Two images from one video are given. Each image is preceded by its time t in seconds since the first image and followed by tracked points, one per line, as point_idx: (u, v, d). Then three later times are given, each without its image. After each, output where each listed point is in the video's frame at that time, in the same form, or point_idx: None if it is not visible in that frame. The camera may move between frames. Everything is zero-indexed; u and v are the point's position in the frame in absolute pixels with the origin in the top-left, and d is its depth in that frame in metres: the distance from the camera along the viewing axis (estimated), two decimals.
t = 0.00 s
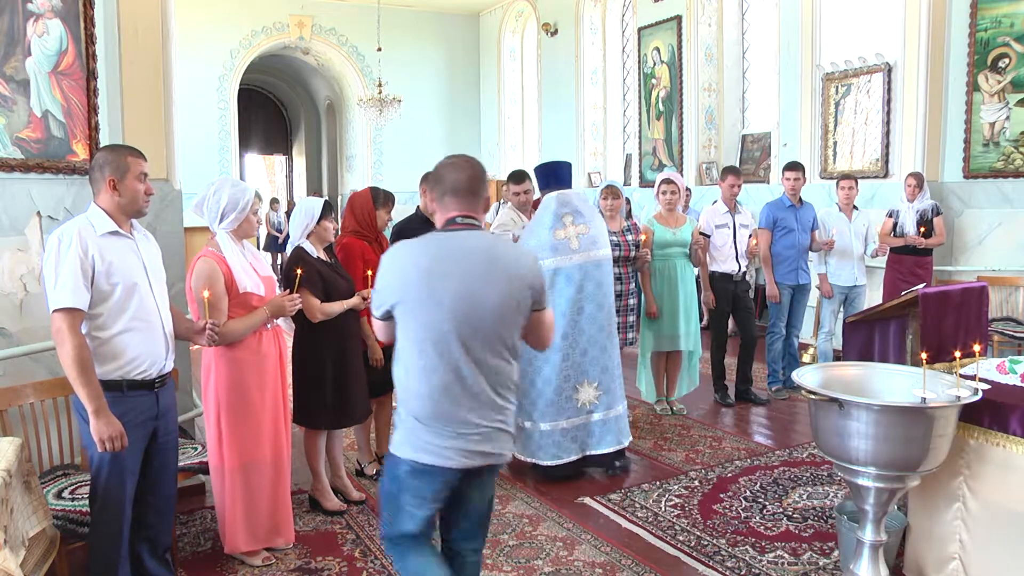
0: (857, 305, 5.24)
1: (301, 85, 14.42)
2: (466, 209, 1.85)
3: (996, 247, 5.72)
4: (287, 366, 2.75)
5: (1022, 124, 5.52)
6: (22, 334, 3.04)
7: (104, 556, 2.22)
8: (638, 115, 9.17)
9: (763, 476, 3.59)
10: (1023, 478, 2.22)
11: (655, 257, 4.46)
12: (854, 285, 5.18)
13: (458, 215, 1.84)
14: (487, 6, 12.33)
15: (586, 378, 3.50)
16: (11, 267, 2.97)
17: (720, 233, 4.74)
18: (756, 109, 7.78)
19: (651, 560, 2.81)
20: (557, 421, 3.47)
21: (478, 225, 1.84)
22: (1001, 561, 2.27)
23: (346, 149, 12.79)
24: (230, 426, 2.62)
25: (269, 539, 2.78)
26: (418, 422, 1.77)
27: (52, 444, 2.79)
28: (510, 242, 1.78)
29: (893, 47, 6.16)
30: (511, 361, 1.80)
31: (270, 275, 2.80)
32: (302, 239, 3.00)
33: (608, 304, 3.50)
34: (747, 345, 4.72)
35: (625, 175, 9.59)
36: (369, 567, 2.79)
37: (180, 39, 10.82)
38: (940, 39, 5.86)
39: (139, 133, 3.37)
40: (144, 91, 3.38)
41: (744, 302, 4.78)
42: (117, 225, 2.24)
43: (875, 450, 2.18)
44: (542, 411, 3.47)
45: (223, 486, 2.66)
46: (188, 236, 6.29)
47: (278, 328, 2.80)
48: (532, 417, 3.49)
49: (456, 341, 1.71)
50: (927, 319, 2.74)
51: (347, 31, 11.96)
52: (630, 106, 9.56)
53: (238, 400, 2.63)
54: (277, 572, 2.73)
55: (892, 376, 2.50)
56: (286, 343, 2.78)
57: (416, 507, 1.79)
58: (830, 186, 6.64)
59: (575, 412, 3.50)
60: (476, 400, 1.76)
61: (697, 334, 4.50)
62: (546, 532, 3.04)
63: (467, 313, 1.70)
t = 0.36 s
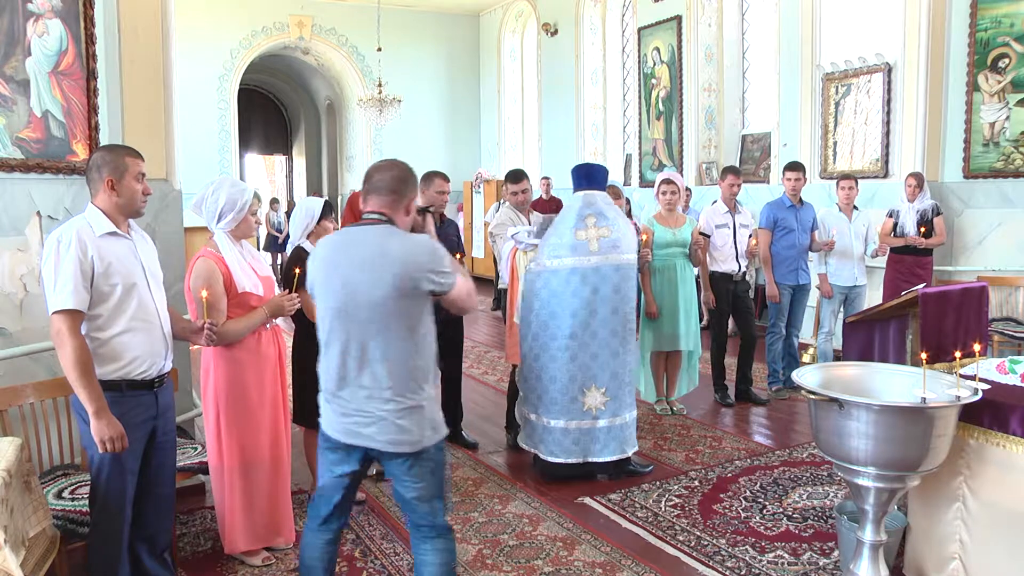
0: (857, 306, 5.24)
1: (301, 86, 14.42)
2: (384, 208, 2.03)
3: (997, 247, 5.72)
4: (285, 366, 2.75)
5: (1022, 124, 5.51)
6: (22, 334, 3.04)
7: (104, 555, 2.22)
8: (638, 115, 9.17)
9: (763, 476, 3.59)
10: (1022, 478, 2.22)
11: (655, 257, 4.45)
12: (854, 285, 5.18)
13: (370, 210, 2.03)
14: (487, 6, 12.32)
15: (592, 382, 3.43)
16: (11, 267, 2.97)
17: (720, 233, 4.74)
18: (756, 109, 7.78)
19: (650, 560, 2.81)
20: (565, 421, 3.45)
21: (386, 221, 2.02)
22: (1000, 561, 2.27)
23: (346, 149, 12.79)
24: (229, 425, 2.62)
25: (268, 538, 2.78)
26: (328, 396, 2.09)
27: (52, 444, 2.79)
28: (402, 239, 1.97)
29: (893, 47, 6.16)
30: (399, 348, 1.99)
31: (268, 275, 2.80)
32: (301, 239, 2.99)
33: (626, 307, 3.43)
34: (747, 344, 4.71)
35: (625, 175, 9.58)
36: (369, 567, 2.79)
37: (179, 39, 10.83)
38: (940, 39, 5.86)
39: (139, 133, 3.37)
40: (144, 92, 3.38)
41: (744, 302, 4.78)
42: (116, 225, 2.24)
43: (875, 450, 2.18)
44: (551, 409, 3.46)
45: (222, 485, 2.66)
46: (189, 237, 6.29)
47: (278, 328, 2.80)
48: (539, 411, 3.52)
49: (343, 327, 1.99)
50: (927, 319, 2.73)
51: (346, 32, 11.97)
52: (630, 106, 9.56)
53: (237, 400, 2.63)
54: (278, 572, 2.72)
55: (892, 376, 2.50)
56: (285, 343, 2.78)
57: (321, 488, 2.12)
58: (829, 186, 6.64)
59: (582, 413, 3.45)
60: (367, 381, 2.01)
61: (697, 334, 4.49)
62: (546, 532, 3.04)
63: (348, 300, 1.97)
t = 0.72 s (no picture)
0: (857, 306, 5.24)
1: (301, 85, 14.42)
2: (337, 206, 2.11)
3: (997, 247, 5.71)
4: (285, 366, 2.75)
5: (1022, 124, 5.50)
6: (22, 334, 3.04)
7: (103, 555, 2.22)
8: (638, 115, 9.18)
9: (763, 476, 3.59)
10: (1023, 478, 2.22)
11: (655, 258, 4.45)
12: (855, 285, 5.18)
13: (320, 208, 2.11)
14: (487, 6, 12.32)
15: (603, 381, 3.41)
16: (11, 267, 2.97)
17: (720, 233, 4.75)
18: (756, 109, 7.78)
19: (651, 560, 2.81)
20: (581, 418, 3.46)
21: (327, 217, 2.09)
22: (1001, 561, 2.27)
23: (346, 149, 12.78)
24: (228, 424, 2.62)
25: (266, 539, 2.77)
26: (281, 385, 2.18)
27: (52, 444, 2.79)
28: (335, 234, 2.04)
29: (893, 47, 6.16)
30: (331, 342, 2.04)
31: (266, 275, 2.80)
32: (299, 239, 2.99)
33: (648, 310, 3.38)
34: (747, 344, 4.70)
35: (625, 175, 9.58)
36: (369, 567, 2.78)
37: (179, 39, 10.82)
38: (940, 39, 5.86)
39: (139, 133, 3.37)
40: (144, 92, 3.38)
41: (744, 302, 4.78)
42: (113, 225, 2.24)
43: (875, 450, 2.18)
44: (568, 402, 3.50)
45: (221, 484, 2.66)
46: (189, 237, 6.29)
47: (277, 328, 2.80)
48: (558, 405, 3.55)
49: (281, 315, 2.08)
50: (927, 319, 2.73)
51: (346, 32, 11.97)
52: (630, 106, 9.56)
53: (237, 400, 2.63)
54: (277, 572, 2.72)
55: (891, 376, 2.50)
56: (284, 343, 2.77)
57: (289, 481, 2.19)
58: (829, 186, 6.64)
59: (600, 414, 3.42)
60: (303, 372, 2.08)
61: (697, 334, 4.49)
62: (545, 532, 3.04)
63: (285, 291, 2.06)
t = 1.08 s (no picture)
0: (857, 306, 5.23)
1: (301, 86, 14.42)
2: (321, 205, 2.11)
3: (997, 247, 5.71)
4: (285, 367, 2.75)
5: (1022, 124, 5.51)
6: (22, 334, 3.04)
7: (102, 554, 2.22)
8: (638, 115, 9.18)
9: (763, 476, 3.59)
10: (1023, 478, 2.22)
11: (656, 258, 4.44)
12: (855, 285, 5.18)
13: (305, 207, 2.12)
14: (487, 6, 12.32)
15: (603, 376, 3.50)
16: (11, 267, 2.97)
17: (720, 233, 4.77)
18: (756, 109, 7.78)
19: (650, 560, 2.81)
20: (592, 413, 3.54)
21: (313, 217, 2.09)
22: (1002, 561, 2.27)
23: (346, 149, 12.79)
24: (228, 425, 2.63)
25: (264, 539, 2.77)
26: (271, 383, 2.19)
27: (52, 444, 2.79)
28: (317, 234, 2.03)
29: (893, 47, 6.16)
30: (320, 341, 2.04)
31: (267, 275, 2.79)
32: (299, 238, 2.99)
33: (647, 315, 3.39)
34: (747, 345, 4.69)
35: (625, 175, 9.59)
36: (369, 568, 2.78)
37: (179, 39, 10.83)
38: (940, 39, 5.87)
39: (139, 133, 3.37)
40: (144, 92, 3.37)
41: (744, 302, 4.78)
42: (111, 225, 2.24)
43: (875, 450, 2.18)
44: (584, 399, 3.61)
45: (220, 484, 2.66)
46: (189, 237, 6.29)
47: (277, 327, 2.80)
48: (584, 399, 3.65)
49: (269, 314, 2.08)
50: (927, 319, 2.73)
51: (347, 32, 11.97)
52: (630, 106, 9.56)
53: (237, 401, 2.64)
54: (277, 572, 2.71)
55: (892, 376, 2.50)
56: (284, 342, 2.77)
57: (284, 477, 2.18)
58: (830, 186, 6.64)
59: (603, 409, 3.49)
60: (292, 371, 2.09)
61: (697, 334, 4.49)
62: (546, 532, 3.04)
63: (272, 291, 2.06)
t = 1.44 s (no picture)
0: (857, 306, 5.23)
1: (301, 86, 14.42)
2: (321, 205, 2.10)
3: (997, 247, 5.71)
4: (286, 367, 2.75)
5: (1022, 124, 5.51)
6: (22, 334, 3.04)
7: (102, 554, 2.22)
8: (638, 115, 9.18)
9: (763, 476, 3.58)
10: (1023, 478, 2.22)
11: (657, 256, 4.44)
12: (855, 285, 5.17)
13: (304, 207, 2.11)
14: (487, 6, 12.32)
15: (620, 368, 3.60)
16: (11, 267, 2.97)
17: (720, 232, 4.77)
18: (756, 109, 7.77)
19: (650, 560, 2.81)
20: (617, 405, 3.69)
21: (311, 216, 2.08)
22: (1002, 561, 2.27)
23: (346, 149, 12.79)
24: (228, 425, 2.63)
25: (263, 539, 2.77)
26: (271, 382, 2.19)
27: (51, 444, 2.79)
28: (314, 234, 2.03)
29: (893, 47, 6.16)
30: (320, 341, 2.04)
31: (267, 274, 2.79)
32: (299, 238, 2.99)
33: (657, 308, 3.47)
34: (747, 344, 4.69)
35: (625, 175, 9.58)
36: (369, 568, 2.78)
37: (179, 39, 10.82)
38: (940, 39, 5.86)
39: (139, 133, 3.37)
40: (144, 92, 3.37)
41: (744, 302, 4.77)
42: (111, 225, 2.24)
43: (875, 450, 2.18)
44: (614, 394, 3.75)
45: (219, 484, 2.66)
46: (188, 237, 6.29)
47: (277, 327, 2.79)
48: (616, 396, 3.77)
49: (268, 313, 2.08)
50: (927, 319, 2.73)
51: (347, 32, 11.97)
52: (630, 106, 9.56)
53: (237, 401, 2.64)
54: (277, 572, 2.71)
55: (892, 376, 2.50)
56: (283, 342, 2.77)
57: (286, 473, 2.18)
58: (829, 186, 6.64)
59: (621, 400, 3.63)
60: (292, 371, 2.08)
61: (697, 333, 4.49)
62: (545, 532, 3.04)
63: (272, 292, 2.06)
